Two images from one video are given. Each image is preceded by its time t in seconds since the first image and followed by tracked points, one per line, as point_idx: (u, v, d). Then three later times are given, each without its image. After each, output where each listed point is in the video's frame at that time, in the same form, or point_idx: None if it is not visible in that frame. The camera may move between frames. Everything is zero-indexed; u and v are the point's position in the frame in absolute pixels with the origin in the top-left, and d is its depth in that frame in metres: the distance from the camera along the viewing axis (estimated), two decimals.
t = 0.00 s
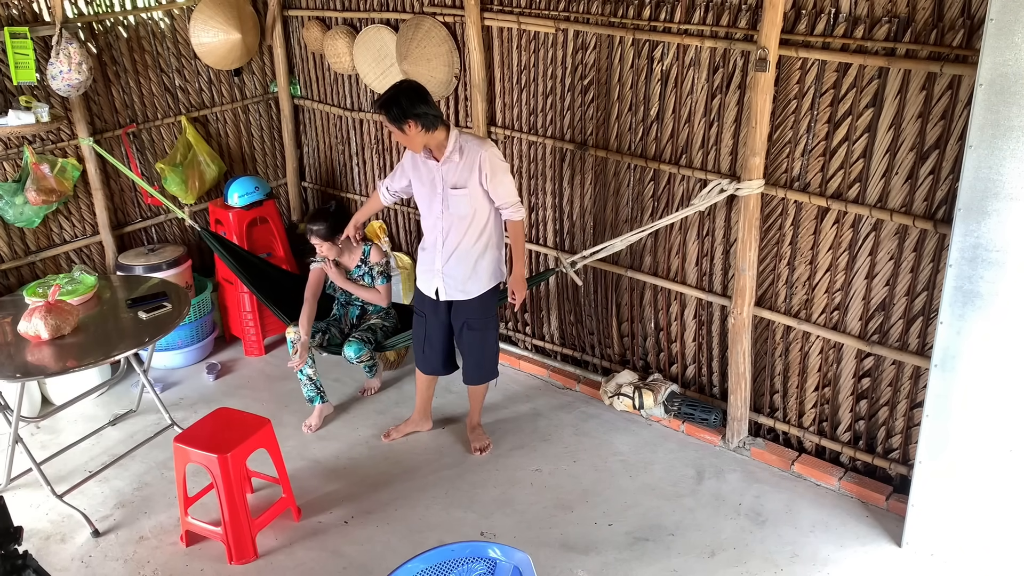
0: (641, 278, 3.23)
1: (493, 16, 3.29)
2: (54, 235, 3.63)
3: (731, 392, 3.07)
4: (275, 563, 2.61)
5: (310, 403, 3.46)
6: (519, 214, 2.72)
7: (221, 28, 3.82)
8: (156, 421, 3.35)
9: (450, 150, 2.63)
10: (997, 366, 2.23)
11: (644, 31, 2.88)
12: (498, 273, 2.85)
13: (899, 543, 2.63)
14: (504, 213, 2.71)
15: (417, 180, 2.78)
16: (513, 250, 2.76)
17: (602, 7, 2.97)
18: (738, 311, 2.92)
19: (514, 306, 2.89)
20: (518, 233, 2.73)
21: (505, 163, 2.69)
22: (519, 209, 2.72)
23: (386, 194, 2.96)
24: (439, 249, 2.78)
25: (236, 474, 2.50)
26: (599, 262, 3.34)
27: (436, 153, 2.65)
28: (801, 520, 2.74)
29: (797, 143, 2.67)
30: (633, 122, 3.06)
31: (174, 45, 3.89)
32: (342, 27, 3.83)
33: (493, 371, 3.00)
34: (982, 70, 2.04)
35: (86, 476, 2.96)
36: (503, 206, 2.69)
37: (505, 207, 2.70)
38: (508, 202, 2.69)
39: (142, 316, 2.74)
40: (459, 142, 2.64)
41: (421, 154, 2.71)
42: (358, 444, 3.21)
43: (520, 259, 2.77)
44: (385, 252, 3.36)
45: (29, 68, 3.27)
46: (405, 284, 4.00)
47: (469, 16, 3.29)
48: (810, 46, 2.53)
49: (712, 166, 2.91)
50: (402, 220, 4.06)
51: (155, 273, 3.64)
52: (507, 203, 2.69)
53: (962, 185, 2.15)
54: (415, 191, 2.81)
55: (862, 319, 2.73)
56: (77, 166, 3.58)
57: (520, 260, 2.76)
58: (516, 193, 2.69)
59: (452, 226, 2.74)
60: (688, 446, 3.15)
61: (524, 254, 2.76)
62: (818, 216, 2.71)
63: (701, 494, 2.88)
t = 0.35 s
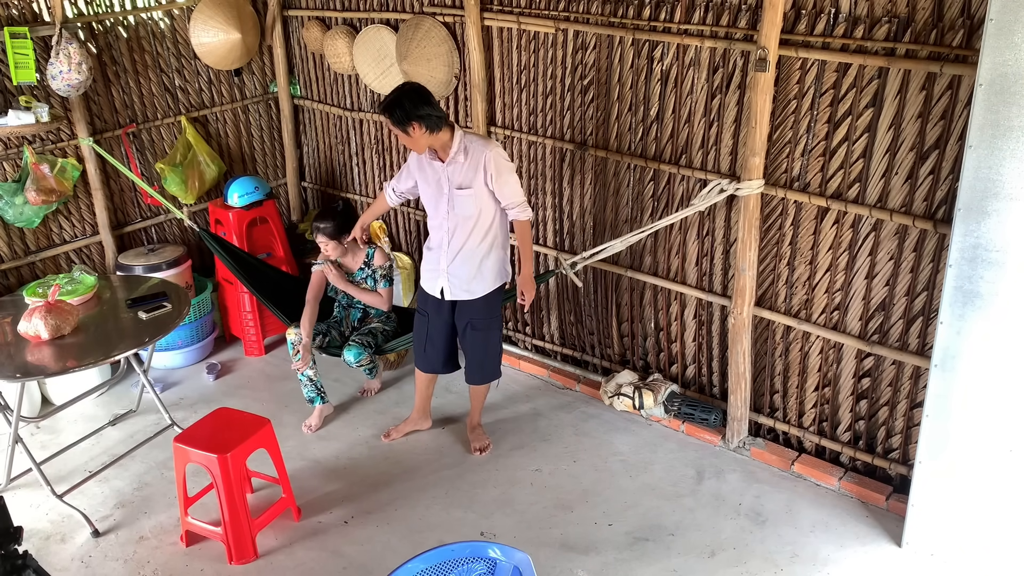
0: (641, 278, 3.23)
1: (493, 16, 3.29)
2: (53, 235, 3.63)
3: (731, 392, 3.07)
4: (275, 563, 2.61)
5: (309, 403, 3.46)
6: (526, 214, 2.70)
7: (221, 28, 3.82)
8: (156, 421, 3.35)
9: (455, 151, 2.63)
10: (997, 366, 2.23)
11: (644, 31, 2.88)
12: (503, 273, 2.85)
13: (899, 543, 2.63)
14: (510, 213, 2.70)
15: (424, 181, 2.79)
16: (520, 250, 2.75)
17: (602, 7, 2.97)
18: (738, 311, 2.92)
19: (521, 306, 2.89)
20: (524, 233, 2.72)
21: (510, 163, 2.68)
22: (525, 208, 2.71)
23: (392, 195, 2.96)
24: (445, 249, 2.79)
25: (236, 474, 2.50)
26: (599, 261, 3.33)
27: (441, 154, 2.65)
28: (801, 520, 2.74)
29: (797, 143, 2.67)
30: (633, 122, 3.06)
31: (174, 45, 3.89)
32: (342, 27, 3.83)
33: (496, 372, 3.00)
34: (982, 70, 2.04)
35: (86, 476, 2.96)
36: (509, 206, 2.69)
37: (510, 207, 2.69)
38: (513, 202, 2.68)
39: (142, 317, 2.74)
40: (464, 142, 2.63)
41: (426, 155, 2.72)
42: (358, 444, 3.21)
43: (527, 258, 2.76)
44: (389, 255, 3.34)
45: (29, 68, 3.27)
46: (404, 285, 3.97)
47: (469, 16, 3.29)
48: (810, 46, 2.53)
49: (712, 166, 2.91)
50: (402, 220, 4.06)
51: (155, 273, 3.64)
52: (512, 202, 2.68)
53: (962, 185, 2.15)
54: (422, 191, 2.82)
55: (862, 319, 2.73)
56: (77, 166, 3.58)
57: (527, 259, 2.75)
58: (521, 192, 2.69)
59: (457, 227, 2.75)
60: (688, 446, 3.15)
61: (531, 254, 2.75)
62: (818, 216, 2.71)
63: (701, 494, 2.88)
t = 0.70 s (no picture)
0: (641, 278, 3.23)
1: (493, 16, 3.29)
2: (53, 235, 3.63)
3: (731, 392, 3.07)
4: (275, 563, 2.61)
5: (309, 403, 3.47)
6: (536, 216, 2.72)
7: (221, 28, 3.82)
8: (156, 421, 3.35)
9: (468, 152, 2.63)
10: (997, 365, 2.23)
11: (644, 31, 2.88)
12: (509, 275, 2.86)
13: (899, 543, 2.63)
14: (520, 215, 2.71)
15: (433, 179, 2.77)
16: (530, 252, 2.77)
17: (602, 7, 2.97)
18: (738, 311, 2.92)
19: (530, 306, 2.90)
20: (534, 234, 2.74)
21: (523, 165, 2.69)
22: (535, 211, 2.72)
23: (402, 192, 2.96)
24: (454, 250, 2.77)
25: (236, 474, 2.50)
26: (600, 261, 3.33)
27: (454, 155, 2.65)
28: (801, 520, 2.75)
29: (797, 143, 2.67)
30: (633, 122, 3.06)
31: (174, 45, 3.89)
32: (342, 27, 3.83)
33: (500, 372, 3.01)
34: (982, 70, 2.04)
35: (86, 476, 2.96)
36: (521, 208, 2.70)
37: (522, 209, 2.70)
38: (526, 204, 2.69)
39: (142, 317, 2.74)
40: (478, 143, 2.63)
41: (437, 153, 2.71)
42: (358, 444, 3.21)
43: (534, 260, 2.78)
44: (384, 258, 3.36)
45: (29, 68, 3.27)
46: (404, 285, 3.95)
47: (469, 16, 3.29)
48: (810, 46, 2.53)
49: (712, 166, 2.91)
50: (402, 220, 4.07)
51: (155, 273, 3.64)
52: (524, 204, 2.69)
53: (962, 185, 2.15)
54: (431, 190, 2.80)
55: (862, 319, 2.73)
56: (77, 166, 3.58)
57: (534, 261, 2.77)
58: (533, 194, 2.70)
59: (468, 228, 2.73)
60: (688, 446, 3.15)
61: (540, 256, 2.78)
62: (818, 216, 2.71)
63: (701, 494, 2.88)
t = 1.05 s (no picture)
0: (641, 278, 3.23)
1: (493, 16, 3.29)
2: (53, 235, 3.63)
3: (731, 392, 3.07)
4: (275, 563, 2.61)
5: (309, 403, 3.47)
6: (543, 217, 2.77)
7: (221, 28, 3.82)
8: (156, 421, 3.35)
9: (488, 153, 2.61)
10: (998, 365, 2.23)
11: (644, 31, 2.88)
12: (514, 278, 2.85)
13: (899, 543, 2.63)
14: (529, 216, 2.75)
15: (442, 180, 2.69)
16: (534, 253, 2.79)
17: (602, 7, 2.97)
18: (738, 311, 2.92)
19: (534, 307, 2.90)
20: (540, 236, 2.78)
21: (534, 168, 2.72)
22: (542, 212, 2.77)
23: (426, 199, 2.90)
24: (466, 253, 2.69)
25: (236, 474, 2.50)
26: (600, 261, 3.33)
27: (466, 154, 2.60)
28: (801, 520, 2.75)
29: (798, 143, 2.67)
30: (633, 121, 3.06)
31: (174, 45, 3.89)
32: (342, 27, 3.83)
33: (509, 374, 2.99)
34: (982, 70, 2.04)
35: (86, 476, 2.96)
36: (533, 209, 2.73)
37: (532, 210, 2.74)
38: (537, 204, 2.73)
39: (141, 317, 2.74)
40: (496, 145, 2.62)
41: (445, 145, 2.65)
42: (358, 444, 3.21)
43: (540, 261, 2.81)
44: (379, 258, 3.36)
45: (29, 68, 3.27)
46: (404, 285, 3.91)
47: (469, 16, 3.29)
48: (810, 46, 2.53)
49: (712, 166, 2.91)
50: (402, 220, 4.07)
51: (155, 273, 3.64)
52: (535, 206, 2.73)
53: (962, 185, 2.15)
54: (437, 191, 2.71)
55: (862, 319, 2.73)
56: (77, 166, 3.58)
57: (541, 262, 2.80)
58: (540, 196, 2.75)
59: (488, 230, 2.68)
60: (688, 446, 3.15)
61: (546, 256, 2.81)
62: (818, 216, 2.71)
63: (702, 494, 2.88)
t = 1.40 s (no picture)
0: (641, 278, 3.23)
1: (493, 16, 3.29)
2: (53, 235, 3.63)
3: (731, 392, 3.07)
4: (275, 563, 2.61)
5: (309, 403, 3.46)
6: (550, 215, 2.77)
7: (221, 28, 3.82)
8: (156, 421, 3.35)
9: (506, 157, 2.55)
10: (998, 365, 2.23)
11: (644, 31, 2.88)
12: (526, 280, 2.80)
13: (899, 543, 2.63)
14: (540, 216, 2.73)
15: (460, 188, 2.58)
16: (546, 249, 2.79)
17: (602, 7, 2.97)
18: (738, 311, 2.92)
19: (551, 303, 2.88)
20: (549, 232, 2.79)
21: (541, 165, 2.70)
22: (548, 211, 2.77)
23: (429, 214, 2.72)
24: (491, 261, 2.60)
25: (236, 474, 2.50)
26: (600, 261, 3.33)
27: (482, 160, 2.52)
28: (801, 520, 2.75)
29: (798, 143, 2.67)
30: (633, 121, 3.06)
31: (174, 45, 3.89)
32: (342, 27, 3.83)
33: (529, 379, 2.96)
34: (982, 71, 2.04)
35: (86, 476, 2.96)
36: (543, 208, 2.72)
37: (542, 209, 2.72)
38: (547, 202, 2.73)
39: (141, 317, 2.74)
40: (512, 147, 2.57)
41: (456, 153, 2.55)
42: (358, 444, 3.21)
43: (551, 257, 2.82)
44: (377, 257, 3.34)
45: (29, 68, 3.27)
46: (404, 284, 3.90)
47: (469, 16, 3.29)
48: (810, 46, 2.53)
49: (712, 166, 2.90)
50: (402, 220, 4.07)
51: (155, 273, 3.64)
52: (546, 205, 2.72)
53: (962, 185, 2.15)
54: (451, 200, 2.61)
55: (863, 319, 2.73)
56: (77, 166, 3.58)
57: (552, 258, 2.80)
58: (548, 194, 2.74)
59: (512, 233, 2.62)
60: (688, 446, 3.15)
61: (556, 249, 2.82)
62: (818, 216, 2.71)
63: (702, 494, 2.88)
